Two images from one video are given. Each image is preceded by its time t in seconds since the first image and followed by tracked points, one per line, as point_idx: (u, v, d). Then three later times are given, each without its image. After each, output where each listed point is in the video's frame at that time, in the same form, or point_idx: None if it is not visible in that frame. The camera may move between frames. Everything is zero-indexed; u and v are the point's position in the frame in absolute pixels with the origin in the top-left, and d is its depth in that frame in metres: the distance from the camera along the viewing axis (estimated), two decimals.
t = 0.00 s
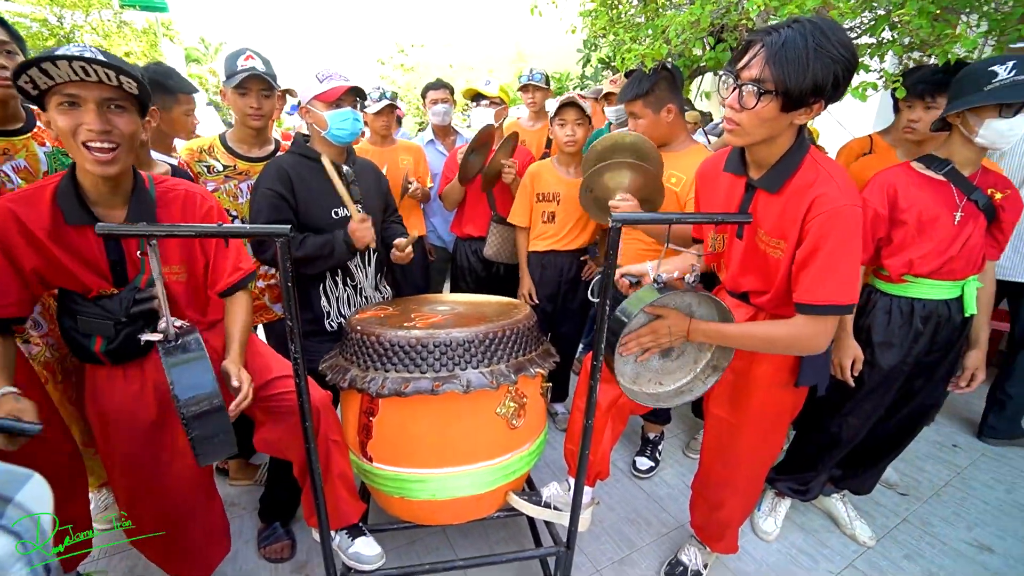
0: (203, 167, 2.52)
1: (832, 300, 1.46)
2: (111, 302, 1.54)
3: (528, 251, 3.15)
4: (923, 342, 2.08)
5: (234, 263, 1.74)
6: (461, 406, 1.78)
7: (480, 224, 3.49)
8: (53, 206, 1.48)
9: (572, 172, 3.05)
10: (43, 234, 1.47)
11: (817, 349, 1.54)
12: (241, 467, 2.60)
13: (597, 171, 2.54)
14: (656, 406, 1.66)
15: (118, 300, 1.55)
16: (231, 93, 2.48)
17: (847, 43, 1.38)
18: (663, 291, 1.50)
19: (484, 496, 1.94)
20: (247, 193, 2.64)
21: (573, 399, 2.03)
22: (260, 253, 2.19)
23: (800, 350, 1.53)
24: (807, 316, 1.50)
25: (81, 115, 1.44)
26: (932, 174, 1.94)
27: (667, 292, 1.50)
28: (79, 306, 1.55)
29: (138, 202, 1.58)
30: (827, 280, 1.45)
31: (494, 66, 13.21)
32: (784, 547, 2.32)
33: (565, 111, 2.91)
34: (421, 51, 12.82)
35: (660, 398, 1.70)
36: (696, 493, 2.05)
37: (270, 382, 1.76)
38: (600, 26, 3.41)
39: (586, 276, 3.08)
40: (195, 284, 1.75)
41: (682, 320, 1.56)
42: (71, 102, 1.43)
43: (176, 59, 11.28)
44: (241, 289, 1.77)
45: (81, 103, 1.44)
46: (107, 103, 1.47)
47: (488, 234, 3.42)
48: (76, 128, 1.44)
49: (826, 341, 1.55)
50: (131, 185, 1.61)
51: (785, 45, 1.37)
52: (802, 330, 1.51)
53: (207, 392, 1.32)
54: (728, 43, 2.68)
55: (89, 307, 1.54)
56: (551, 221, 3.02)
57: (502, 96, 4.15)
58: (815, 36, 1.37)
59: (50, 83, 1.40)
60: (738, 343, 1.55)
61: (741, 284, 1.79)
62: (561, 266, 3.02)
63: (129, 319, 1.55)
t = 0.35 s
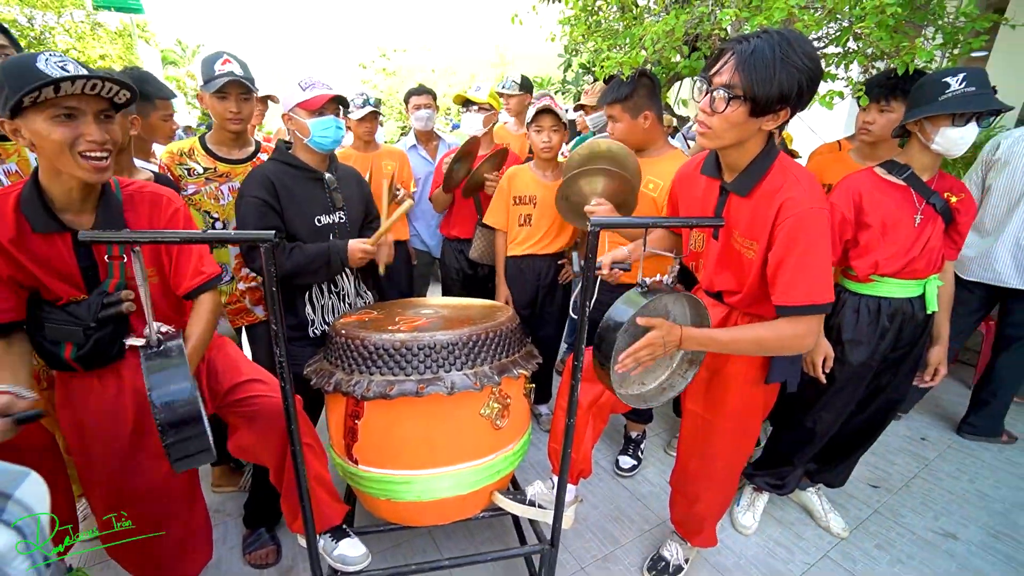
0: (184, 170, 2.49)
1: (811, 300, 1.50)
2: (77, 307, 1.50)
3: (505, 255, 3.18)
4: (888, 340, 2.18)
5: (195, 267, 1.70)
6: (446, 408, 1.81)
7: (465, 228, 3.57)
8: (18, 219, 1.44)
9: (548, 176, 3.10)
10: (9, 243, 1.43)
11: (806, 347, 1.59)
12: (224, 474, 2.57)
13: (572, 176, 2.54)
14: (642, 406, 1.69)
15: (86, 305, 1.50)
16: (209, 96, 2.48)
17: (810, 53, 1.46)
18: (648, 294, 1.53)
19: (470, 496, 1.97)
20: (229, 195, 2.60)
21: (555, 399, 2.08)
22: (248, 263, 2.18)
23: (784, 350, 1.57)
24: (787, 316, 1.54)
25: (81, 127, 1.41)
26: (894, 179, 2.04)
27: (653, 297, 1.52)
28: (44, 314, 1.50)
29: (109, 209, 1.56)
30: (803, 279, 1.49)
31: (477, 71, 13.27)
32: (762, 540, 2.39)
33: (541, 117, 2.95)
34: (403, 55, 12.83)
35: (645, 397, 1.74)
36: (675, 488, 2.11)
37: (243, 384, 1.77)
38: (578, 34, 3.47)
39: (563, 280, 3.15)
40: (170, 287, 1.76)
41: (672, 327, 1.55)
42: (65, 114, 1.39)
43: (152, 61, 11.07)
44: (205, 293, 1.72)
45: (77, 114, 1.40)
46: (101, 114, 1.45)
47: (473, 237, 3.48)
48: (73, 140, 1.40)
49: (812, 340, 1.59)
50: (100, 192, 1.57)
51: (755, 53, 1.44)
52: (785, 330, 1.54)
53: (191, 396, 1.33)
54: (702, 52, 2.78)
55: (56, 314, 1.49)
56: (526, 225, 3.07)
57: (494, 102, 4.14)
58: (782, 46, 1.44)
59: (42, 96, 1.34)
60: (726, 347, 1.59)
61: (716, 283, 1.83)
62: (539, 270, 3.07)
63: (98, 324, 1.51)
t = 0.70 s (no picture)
0: (177, 165, 2.48)
1: (796, 299, 1.50)
2: (50, 302, 1.48)
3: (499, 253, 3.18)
4: (880, 338, 2.19)
5: (195, 259, 1.69)
6: (439, 403, 1.81)
7: (458, 223, 3.58)
8: None
9: (540, 171, 3.08)
10: None
11: (778, 343, 1.58)
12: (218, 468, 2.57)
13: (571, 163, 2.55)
14: (620, 392, 1.77)
15: (59, 301, 1.48)
16: (198, 89, 2.45)
17: (808, 54, 1.45)
18: (633, 288, 1.57)
19: (463, 491, 1.97)
20: (223, 188, 2.58)
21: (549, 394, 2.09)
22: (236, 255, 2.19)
23: (766, 345, 1.58)
24: (769, 314, 1.54)
25: (54, 120, 1.38)
26: (887, 178, 2.05)
27: (635, 291, 1.56)
28: (19, 308, 1.49)
29: (86, 204, 1.53)
30: (790, 279, 1.49)
31: (474, 66, 13.24)
32: (754, 537, 2.41)
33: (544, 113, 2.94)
34: (400, 49, 12.76)
35: (625, 384, 1.81)
36: (668, 484, 2.12)
37: (234, 380, 1.75)
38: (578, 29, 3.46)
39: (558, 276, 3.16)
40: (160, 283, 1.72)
41: (650, 314, 1.61)
42: (38, 107, 1.35)
43: (146, 53, 10.95)
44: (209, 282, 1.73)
45: (49, 108, 1.37)
46: (76, 109, 1.42)
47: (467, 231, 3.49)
48: (47, 134, 1.36)
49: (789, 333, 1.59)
50: (79, 186, 1.54)
51: (753, 53, 1.44)
52: (767, 327, 1.55)
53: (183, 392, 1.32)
54: (700, 49, 2.75)
55: (29, 307, 1.48)
56: (520, 222, 3.07)
57: (485, 98, 4.16)
58: (780, 46, 1.43)
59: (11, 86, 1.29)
60: (704, 338, 1.62)
61: (711, 282, 1.80)
62: (535, 266, 3.08)
63: (71, 320, 1.48)
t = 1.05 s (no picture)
0: (188, 166, 2.49)
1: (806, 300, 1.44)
2: (60, 301, 1.53)
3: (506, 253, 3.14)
4: (897, 340, 2.12)
5: (181, 265, 1.74)
6: (441, 401, 1.80)
7: (468, 219, 3.55)
8: None
9: (546, 167, 3.04)
10: None
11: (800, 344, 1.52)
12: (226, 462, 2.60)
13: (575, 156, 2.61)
14: (644, 407, 1.66)
15: (68, 300, 1.53)
16: (206, 85, 2.49)
17: (816, 45, 1.38)
18: (645, 289, 1.49)
19: (465, 490, 1.96)
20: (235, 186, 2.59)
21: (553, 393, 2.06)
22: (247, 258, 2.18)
23: (782, 348, 1.51)
24: (783, 315, 1.48)
25: (45, 110, 1.43)
26: (907, 174, 1.97)
27: (649, 291, 1.49)
28: (29, 305, 1.54)
29: (86, 199, 1.58)
30: (800, 278, 1.43)
31: (487, 63, 13.21)
32: (764, 542, 2.36)
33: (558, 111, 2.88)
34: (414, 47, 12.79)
35: (648, 399, 1.71)
36: (675, 486, 2.07)
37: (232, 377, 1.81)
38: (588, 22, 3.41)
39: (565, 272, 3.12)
40: (152, 284, 1.78)
41: (665, 318, 1.55)
42: (29, 98, 1.42)
43: (166, 53, 11.16)
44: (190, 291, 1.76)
45: (40, 98, 1.43)
46: (66, 99, 1.48)
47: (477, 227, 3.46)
48: (39, 125, 1.42)
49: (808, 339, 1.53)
50: (79, 184, 1.59)
51: (756, 44, 1.37)
52: (781, 329, 1.49)
53: (181, 387, 1.33)
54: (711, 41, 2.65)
55: (39, 306, 1.53)
56: (528, 220, 3.02)
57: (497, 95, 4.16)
58: (786, 36, 1.37)
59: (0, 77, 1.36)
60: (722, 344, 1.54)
61: (717, 280, 1.75)
62: (543, 264, 3.06)
63: (80, 318, 1.52)
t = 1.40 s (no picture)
0: (216, 167, 2.56)
1: (832, 314, 1.34)
2: (78, 296, 1.64)
3: (526, 257, 3.08)
4: (943, 361, 1.96)
5: (209, 263, 1.76)
6: (451, 408, 1.76)
7: (500, 221, 3.52)
8: (28, 205, 1.56)
9: (571, 172, 2.98)
10: (20, 229, 1.55)
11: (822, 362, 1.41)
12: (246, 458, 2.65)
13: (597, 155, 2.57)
14: (640, 406, 1.64)
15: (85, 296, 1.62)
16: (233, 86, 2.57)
17: (845, 48, 1.28)
18: (656, 299, 1.44)
19: (474, 499, 1.92)
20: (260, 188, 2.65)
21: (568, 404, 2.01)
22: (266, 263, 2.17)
23: (806, 364, 1.40)
24: (804, 329, 1.38)
25: (70, 115, 1.51)
26: (958, 180, 1.82)
27: (659, 301, 1.43)
28: (53, 297, 1.65)
29: (110, 198, 1.64)
30: (824, 288, 1.33)
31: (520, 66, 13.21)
32: (791, 569, 2.22)
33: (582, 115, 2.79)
34: (446, 51, 12.96)
35: (644, 397, 1.69)
36: (693, 506, 1.97)
37: (246, 376, 1.83)
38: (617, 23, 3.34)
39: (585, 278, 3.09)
40: (175, 282, 1.82)
41: (675, 328, 1.47)
42: (55, 104, 1.50)
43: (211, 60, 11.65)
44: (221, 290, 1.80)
45: (65, 103, 1.51)
46: (89, 104, 1.56)
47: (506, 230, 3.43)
48: (64, 128, 1.50)
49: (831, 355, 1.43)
50: (107, 184, 1.66)
51: (781, 43, 1.28)
52: (802, 344, 1.38)
53: (190, 384, 1.35)
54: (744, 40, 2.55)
55: (61, 299, 1.64)
56: (550, 225, 2.97)
57: (536, 99, 4.09)
58: (814, 35, 1.27)
59: (27, 84, 1.45)
60: (738, 356, 1.45)
61: (740, 293, 1.64)
62: (564, 270, 3.00)
63: (94, 314, 1.61)
